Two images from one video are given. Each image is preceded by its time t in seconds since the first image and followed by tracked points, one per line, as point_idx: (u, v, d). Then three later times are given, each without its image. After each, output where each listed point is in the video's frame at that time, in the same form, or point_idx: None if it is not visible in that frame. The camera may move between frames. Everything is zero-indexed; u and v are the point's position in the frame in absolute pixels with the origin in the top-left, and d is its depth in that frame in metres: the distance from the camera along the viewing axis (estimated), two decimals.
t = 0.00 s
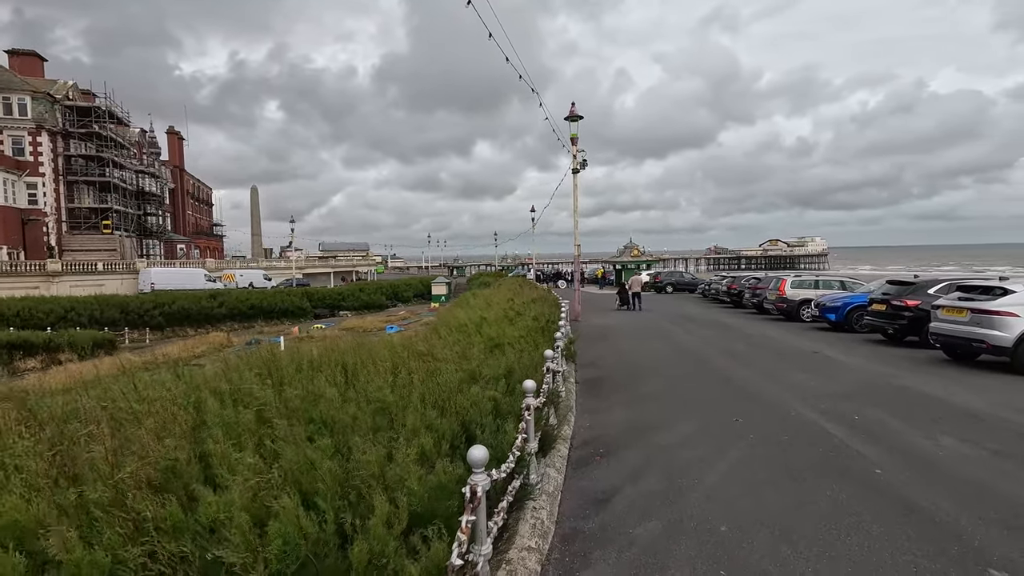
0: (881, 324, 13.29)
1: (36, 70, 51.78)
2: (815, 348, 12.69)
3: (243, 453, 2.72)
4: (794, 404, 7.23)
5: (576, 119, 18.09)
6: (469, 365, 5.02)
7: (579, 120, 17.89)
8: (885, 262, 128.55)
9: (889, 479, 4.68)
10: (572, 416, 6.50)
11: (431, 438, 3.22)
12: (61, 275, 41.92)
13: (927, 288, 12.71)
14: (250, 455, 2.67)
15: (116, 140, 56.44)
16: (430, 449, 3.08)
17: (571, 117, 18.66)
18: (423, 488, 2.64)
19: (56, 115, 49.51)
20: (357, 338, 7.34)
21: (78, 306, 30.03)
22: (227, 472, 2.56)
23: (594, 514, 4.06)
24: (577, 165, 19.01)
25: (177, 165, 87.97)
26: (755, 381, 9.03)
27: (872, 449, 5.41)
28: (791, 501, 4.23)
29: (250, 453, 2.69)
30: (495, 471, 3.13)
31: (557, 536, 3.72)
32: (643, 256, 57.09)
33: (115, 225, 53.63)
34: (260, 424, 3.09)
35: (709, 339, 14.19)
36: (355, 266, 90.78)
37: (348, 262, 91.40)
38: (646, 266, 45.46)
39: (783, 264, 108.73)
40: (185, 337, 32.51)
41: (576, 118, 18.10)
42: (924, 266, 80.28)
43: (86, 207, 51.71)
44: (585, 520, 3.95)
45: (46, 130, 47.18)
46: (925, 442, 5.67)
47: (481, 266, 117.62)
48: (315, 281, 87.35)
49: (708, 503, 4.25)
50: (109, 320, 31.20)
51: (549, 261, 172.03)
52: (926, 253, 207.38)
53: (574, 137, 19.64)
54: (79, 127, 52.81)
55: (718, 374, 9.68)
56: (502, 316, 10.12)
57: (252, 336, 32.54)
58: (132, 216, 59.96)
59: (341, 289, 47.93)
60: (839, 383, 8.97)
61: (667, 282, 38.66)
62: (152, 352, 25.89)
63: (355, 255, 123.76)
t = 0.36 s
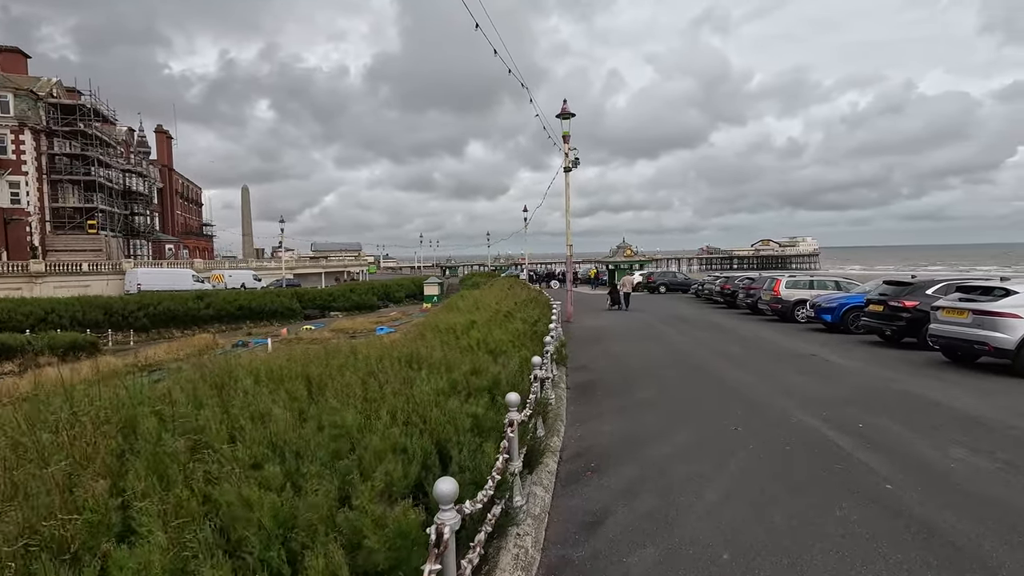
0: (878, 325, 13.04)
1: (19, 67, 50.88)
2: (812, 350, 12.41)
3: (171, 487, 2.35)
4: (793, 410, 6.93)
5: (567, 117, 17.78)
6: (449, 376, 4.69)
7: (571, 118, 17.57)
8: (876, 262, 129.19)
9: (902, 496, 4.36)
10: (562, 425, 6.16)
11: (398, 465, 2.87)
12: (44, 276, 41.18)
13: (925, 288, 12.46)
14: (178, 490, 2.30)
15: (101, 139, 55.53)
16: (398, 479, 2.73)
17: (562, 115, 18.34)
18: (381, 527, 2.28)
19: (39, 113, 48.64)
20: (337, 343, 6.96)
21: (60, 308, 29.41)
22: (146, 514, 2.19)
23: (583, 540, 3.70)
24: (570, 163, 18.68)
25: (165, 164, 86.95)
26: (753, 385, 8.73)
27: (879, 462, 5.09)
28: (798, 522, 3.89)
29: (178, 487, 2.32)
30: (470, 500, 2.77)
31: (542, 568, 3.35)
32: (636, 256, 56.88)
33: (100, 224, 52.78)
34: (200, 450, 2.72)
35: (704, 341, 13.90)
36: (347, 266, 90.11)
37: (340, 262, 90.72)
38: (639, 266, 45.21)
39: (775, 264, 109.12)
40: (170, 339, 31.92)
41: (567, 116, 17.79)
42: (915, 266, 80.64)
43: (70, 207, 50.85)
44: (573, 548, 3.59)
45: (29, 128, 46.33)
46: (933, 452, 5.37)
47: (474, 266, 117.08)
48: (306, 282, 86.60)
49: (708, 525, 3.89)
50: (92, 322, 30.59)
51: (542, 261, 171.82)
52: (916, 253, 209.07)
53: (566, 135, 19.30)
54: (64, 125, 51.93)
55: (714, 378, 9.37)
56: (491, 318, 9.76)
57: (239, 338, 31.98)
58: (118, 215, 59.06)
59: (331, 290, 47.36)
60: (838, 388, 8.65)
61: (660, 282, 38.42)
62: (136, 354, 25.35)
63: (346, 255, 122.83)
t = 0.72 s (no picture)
0: (880, 326, 12.71)
1: (5, 64, 50.04)
2: (813, 352, 12.07)
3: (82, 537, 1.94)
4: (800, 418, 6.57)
5: (562, 114, 17.40)
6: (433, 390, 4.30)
7: (565, 115, 17.19)
8: (869, 261, 129.83)
9: (929, 519, 3.98)
10: (556, 435, 5.77)
11: (363, 497, 2.45)
12: (29, 277, 40.42)
13: (928, 288, 12.15)
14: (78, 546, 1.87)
15: (88, 138, 54.74)
16: (366, 513, 2.33)
17: (557, 111, 17.93)
18: None
19: (24, 111, 47.82)
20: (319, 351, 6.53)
21: (44, 310, 28.77)
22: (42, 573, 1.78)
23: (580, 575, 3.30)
24: (564, 161, 18.28)
25: (156, 164, 86.00)
26: (757, 390, 8.37)
27: (899, 477, 4.72)
28: (818, 551, 3.50)
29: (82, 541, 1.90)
30: (449, 544, 2.37)
31: None
32: (631, 256, 56.58)
33: (88, 225, 51.98)
34: (120, 489, 2.29)
35: (702, 342, 13.54)
36: (340, 267, 89.43)
37: (333, 263, 90.01)
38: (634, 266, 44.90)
39: (768, 263, 109.35)
40: (157, 341, 31.29)
41: (562, 113, 17.41)
42: (909, 266, 80.85)
43: (57, 207, 50.03)
44: None
45: (14, 127, 45.51)
46: (955, 465, 4.99)
47: (468, 266, 116.50)
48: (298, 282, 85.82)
49: (718, 553, 3.50)
50: (77, 324, 29.95)
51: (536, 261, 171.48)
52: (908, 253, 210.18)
53: (560, 132, 18.91)
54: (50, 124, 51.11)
55: (715, 382, 9.00)
56: (483, 321, 9.37)
57: (228, 340, 31.36)
58: (107, 215, 58.22)
59: (323, 291, 46.81)
60: (843, 391, 8.29)
61: (656, 282, 38.07)
62: (121, 357, 24.73)
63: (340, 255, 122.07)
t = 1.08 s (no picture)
0: (881, 326, 12.40)
1: None
2: (812, 354, 11.75)
3: None
4: (803, 425, 6.23)
5: (556, 110, 17.03)
6: (409, 399, 3.94)
7: (559, 111, 16.82)
8: (864, 261, 129.78)
9: (949, 539, 3.63)
10: (545, 444, 5.41)
11: (305, 531, 2.09)
12: (16, 278, 39.77)
13: (930, 288, 11.84)
14: None
15: (77, 136, 53.99)
16: (308, 551, 1.97)
17: (551, 108, 17.56)
18: None
19: (12, 109, 47.14)
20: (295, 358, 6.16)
21: (28, 311, 28.22)
22: None
23: None
24: (558, 158, 17.89)
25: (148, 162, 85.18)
26: (756, 394, 8.07)
27: (913, 491, 4.37)
28: None
29: None
30: None
31: None
32: (627, 256, 56.25)
33: (77, 224, 51.30)
34: (2, 527, 1.91)
35: (699, 344, 13.22)
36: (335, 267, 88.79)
37: (327, 263, 89.38)
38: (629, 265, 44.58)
39: (764, 263, 109.36)
40: (145, 342, 30.74)
41: (556, 109, 17.04)
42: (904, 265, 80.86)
43: (45, 206, 49.34)
44: None
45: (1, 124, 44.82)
46: (971, 477, 4.66)
47: (463, 265, 116.00)
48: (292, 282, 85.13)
49: None
50: (63, 325, 29.40)
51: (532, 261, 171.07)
52: (902, 252, 210.81)
53: (555, 129, 18.54)
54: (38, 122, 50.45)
55: (713, 386, 8.65)
56: (473, 322, 9.00)
57: (217, 341, 30.85)
58: (97, 215, 57.51)
59: (316, 290, 46.30)
60: (848, 397, 7.99)
61: (651, 282, 37.75)
62: (106, 359, 24.20)
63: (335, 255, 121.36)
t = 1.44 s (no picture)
0: (882, 328, 12.08)
1: None
2: (812, 356, 11.42)
3: None
4: (807, 435, 5.87)
5: (549, 106, 16.68)
6: (375, 413, 3.56)
7: (552, 107, 16.44)
8: (859, 260, 129.98)
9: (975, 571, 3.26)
10: (530, 459, 5.02)
11: None
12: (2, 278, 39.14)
13: (933, 288, 11.50)
14: None
15: (67, 134, 53.28)
16: None
17: (544, 103, 17.16)
18: None
19: None
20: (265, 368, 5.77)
21: (12, 312, 27.69)
22: None
23: None
24: (552, 155, 17.51)
25: (140, 161, 84.33)
26: (755, 400, 7.72)
27: (929, 512, 4.02)
28: None
29: None
30: None
31: None
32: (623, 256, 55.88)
33: (66, 223, 50.60)
34: None
35: (697, 346, 12.87)
36: (329, 266, 88.14)
37: (322, 262, 88.73)
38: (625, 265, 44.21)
39: (760, 262, 109.42)
40: (132, 344, 30.18)
41: (549, 105, 16.69)
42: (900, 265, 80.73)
43: (34, 204, 48.65)
44: None
45: None
46: (993, 496, 4.28)
47: (459, 265, 115.45)
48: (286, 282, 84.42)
49: None
50: (47, 326, 28.85)
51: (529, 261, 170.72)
52: (897, 251, 211.39)
53: (548, 125, 18.14)
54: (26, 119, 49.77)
55: (712, 392, 8.28)
56: (460, 324, 8.61)
57: (206, 342, 30.32)
58: (87, 213, 56.79)
59: (309, 290, 45.76)
60: (852, 403, 7.65)
61: (647, 282, 37.36)
62: (90, 361, 23.64)
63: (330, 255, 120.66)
